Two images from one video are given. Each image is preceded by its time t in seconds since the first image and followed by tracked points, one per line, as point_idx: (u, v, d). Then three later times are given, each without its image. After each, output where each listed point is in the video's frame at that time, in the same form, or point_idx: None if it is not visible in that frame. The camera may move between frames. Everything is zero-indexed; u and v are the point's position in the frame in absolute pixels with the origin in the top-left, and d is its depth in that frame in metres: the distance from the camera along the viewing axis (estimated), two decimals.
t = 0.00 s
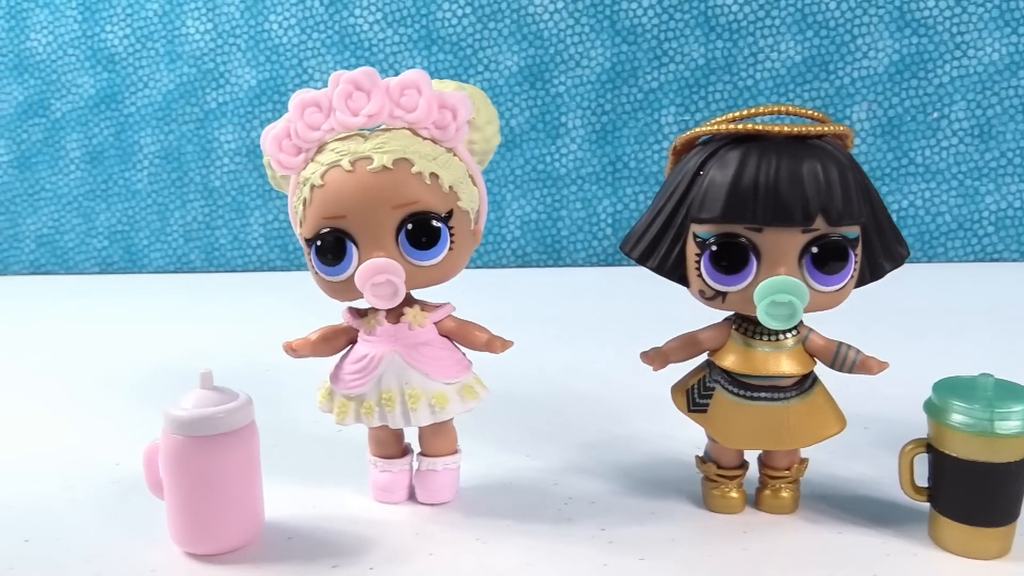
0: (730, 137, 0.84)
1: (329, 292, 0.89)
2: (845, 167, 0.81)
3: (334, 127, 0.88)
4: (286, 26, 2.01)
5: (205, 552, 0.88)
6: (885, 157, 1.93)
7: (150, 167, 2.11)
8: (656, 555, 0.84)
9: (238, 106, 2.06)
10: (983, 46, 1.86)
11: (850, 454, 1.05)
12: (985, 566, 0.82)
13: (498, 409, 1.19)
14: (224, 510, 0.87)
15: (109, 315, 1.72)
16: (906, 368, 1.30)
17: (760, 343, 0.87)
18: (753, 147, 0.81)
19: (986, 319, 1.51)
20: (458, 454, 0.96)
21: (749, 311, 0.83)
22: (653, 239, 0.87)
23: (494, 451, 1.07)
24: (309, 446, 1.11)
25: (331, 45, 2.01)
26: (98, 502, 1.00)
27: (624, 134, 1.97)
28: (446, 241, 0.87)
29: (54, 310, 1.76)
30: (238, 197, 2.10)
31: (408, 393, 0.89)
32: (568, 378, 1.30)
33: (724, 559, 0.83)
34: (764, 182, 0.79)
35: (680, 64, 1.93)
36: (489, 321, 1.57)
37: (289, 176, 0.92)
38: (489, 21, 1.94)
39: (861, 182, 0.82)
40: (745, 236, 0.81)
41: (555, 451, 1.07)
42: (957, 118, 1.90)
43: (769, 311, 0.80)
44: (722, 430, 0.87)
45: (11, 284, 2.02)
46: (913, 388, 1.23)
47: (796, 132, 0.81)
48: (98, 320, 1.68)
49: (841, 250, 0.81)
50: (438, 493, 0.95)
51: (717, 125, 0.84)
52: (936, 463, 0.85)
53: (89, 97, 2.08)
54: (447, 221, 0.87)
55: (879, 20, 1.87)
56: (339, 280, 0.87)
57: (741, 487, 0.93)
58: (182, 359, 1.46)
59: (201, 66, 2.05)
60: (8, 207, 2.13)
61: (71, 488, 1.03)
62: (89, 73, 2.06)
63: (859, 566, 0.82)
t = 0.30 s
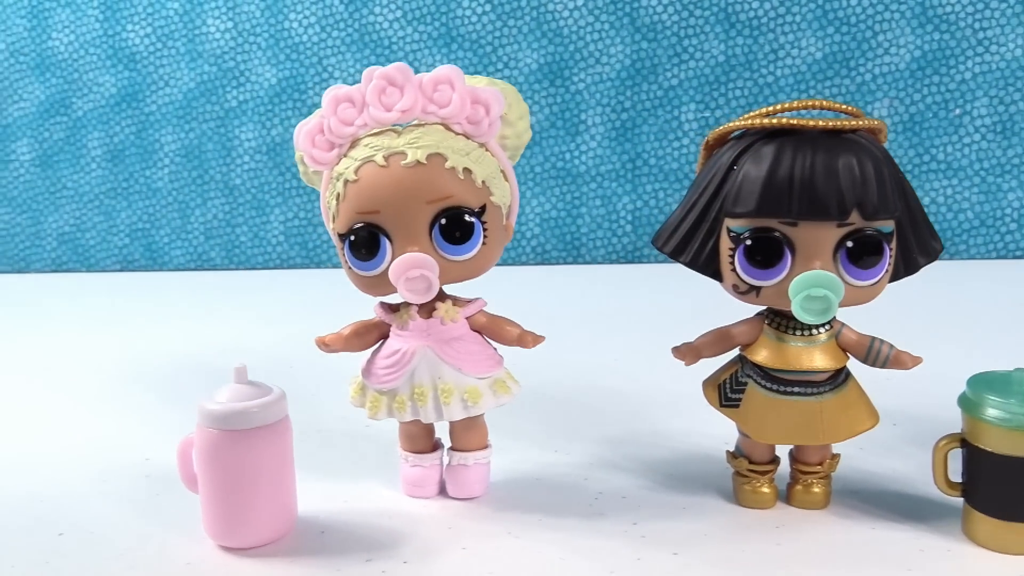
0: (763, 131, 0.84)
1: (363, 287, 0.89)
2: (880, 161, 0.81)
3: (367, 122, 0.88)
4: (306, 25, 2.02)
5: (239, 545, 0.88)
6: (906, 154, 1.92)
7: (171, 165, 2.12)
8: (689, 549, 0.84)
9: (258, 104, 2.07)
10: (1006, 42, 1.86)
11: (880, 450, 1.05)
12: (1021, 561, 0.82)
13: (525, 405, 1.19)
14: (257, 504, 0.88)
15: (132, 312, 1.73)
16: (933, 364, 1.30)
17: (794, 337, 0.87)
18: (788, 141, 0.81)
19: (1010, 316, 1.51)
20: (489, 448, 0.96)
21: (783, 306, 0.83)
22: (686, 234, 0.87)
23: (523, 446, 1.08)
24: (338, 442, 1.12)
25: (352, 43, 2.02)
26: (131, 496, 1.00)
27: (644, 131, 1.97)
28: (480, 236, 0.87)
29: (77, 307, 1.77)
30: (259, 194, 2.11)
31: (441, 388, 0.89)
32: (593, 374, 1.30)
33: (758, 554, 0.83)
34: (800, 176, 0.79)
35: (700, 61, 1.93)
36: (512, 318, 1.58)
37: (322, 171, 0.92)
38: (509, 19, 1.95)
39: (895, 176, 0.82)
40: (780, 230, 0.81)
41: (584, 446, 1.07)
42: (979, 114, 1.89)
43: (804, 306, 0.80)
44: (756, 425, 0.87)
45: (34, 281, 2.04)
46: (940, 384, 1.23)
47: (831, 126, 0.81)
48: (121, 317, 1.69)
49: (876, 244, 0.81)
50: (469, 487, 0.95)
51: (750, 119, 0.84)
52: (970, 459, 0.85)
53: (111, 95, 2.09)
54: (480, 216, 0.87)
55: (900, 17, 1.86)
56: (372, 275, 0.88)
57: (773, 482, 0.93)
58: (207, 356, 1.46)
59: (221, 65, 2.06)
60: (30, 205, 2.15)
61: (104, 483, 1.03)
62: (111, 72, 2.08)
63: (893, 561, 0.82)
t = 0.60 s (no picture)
0: (765, 127, 0.84)
1: (364, 284, 0.90)
2: (882, 157, 0.81)
3: (369, 119, 0.88)
4: (308, 21, 2.02)
5: (241, 541, 0.89)
6: (910, 149, 1.92)
7: (174, 162, 2.12)
8: (690, 545, 0.84)
9: (260, 100, 2.07)
10: (1010, 36, 1.85)
11: (882, 446, 1.05)
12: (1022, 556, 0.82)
13: (527, 401, 1.19)
14: (260, 500, 0.88)
15: (135, 309, 1.74)
16: (935, 360, 1.30)
17: (795, 333, 0.87)
18: (789, 137, 0.82)
19: (1013, 311, 1.51)
20: (491, 444, 0.96)
21: (785, 302, 0.83)
22: (687, 231, 0.87)
23: (526, 442, 1.08)
24: (341, 439, 1.12)
25: (354, 39, 2.02)
26: (135, 493, 1.01)
27: (646, 127, 1.97)
28: (481, 233, 0.88)
29: (80, 305, 1.78)
30: (261, 191, 2.11)
31: (443, 384, 0.89)
32: (596, 370, 1.30)
33: (759, 550, 0.84)
34: (801, 172, 0.79)
35: (702, 56, 1.92)
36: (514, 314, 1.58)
37: (324, 168, 0.92)
38: (511, 15, 1.94)
39: (897, 172, 0.82)
40: (781, 226, 0.81)
41: (586, 442, 1.07)
42: (982, 109, 1.89)
43: (805, 302, 0.80)
44: (757, 421, 0.87)
45: (37, 279, 2.04)
46: (942, 379, 1.23)
47: (833, 122, 0.81)
48: (125, 314, 1.70)
49: (878, 240, 0.81)
50: (471, 484, 0.96)
51: (751, 115, 0.84)
52: (971, 454, 0.85)
53: (113, 93, 2.10)
54: (482, 213, 0.88)
55: (903, 11, 1.86)
56: (374, 272, 0.88)
57: (774, 478, 0.93)
58: (210, 352, 1.47)
59: (223, 61, 2.06)
60: (33, 202, 2.15)
61: (107, 480, 1.04)
62: (113, 69, 2.08)
63: (894, 557, 0.82)
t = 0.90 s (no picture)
0: (763, 126, 0.84)
1: (363, 282, 0.90)
2: (879, 156, 0.81)
3: (368, 118, 0.89)
4: (309, 18, 2.02)
5: (240, 538, 0.89)
6: (910, 146, 1.92)
7: (175, 159, 2.12)
8: (687, 542, 0.85)
9: (261, 98, 2.07)
10: (1011, 33, 1.85)
11: (880, 444, 1.05)
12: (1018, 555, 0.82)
13: (526, 399, 1.20)
14: (259, 497, 0.88)
15: (137, 306, 1.74)
16: (934, 358, 1.30)
17: (792, 332, 0.87)
18: (787, 136, 0.82)
19: (1012, 309, 1.51)
20: (490, 442, 0.96)
21: (782, 300, 0.83)
22: (685, 229, 0.87)
23: (524, 439, 1.08)
24: (340, 437, 1.13)
25: (354, 36, 2.02)
26: (135, 490, 1.01)
27: (647, 124, 1.96)
28: (479, 231, 0.88)
29: (82, 301, 1.78)
30: (261, 188, 2.12)
31: (441, 382, 0.89)
32: (595, 368, 1.30)
33: (755, 548, 0.84)
34: (799, 171, 0.79)
35: (703, 53, 1.92)
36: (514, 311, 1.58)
37: (322, 167, 0.93)
38: (512, 12, 1.94)
39: (894, 171, 0.82)
40: (778, 225, 0.81)
41: (584, 440, 1.08)
42: (983, 106, 1.89)
43: (802, 301, 0.80)
44: (754, 419, 0.87)
45: (38, 275, 2.05)
46: (940, 377, 1.23)
47: (831, 121, 0.81)
48: (125, 311, 1.70)
49: (875, 239, 0.81)
50: (470, 481, 0.96)
51: (749, 114, 0.84)
52: (968, 453, 0.85)
53: (114, 90, 2.10)
54: (480, 211, 0.88)
55: (904, 8, 1.86)
56: (372, 270, 0.88)
57: (772, 476, 0.93)
58: (211, 349, 1.47)
59: (224, 59, 2.06)
60: (34, 199, 2.15)
61: (107, 476, 1.04)
62: (114, 66, 2.08)
63: (890, 554, 0.82)
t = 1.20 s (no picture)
0: (752, 129, 0.85)
1: (355, 283, 0.90)
2: (868, 159, 0.82)
3: (360, 120, 0.89)
4: (308, 17, 2.02)
5: (233, 537, 0.90)
6: (907, 147, 1.92)
7: (174, 158, 2.13)
8: (675, 543, 0.85)
9: (260, 97, 2.07)
10: (1009, 33, 1.85)
11: (871, 445, 1.06)
12: (1004, 557, 0.83)
13: (520, 398, 1.20)
14: (253, 496, 0.89)
15: (136, 304, 1.75)
16: (927, 358, 1.31)
17: (781, 334, 0.88)
18: (776, 140, 0.82)
19: (1007, 310, 1.51)
20: (482, 442, 0.97)
21: (771, 303, 0.84)
22: (675, 232, 0.88)
23: (517, 439, 1.09)
24: (335, 436, 1.13)
25: (352, 36, 2.03)
26: (131, 488, 1.02)
27: (644, 124, 1.97)
28: (470, 233, 0.88)
29: (81, 299, 1.79)
30: (261, 187, 2.12)
31: (432, 382, 0.90)
32: (589, 368, 1.31)
33: (743, 548, 0.84)
34: (787, 175, 0.80)
35: (701, 53, 1.93)
36: (511, 310, 1.59)
37: (316, 169, 0.93)
38: (510, 12, 1.95)
39: (883, 174, 0.83)
40: (766, 228, 0.82)
41: (577, 440, 1.08)
42: (981, 107, 1.89)
43: (790, 303, 0.81)
44: (743, 420, 0.88)
45: (38, 273, 2.06)
46: (933, 378, 1.24)
47: (819, 124, 0.82)
48: (124, 309, 1.71)
49: (863, 242, 0.82)
50: (461, 481, 0.97)
51: (738, 117, 0.84)
52: (954, 455, 0.86)
53: (114, 88, 2.11)
54: (471, 213, 0.88)
55: (902, 8, 1.86)
56: (365, 271, 0.89)
57: (761, 476, 0.94)
58: (208, 348, 1.48)
59: (224, 57, 2.06)
60: (35, 197, 2.16)
61: (104, 475, 1.05)
62: (114, 65, 2.09)
63: (877, 556, 0.83)
